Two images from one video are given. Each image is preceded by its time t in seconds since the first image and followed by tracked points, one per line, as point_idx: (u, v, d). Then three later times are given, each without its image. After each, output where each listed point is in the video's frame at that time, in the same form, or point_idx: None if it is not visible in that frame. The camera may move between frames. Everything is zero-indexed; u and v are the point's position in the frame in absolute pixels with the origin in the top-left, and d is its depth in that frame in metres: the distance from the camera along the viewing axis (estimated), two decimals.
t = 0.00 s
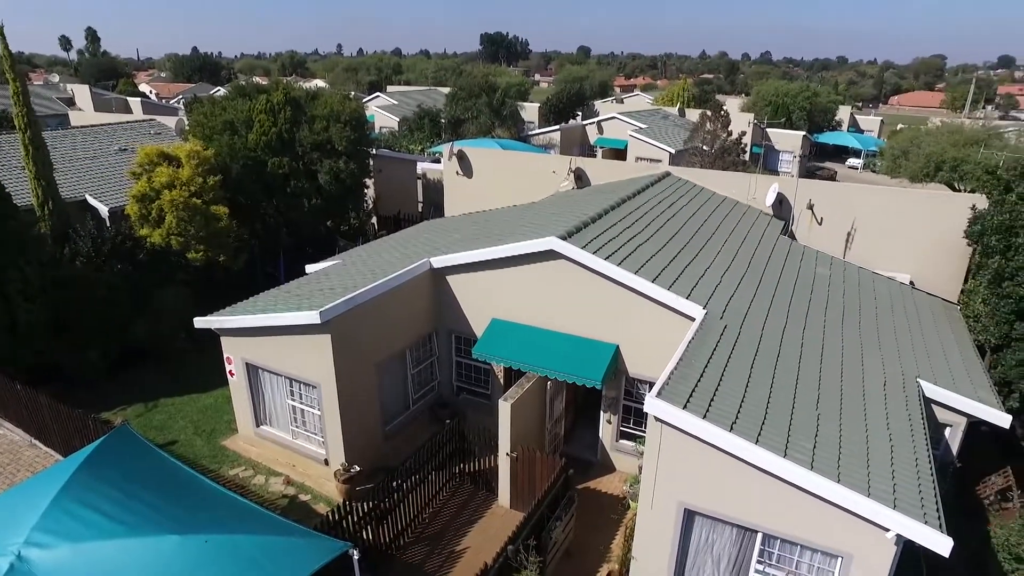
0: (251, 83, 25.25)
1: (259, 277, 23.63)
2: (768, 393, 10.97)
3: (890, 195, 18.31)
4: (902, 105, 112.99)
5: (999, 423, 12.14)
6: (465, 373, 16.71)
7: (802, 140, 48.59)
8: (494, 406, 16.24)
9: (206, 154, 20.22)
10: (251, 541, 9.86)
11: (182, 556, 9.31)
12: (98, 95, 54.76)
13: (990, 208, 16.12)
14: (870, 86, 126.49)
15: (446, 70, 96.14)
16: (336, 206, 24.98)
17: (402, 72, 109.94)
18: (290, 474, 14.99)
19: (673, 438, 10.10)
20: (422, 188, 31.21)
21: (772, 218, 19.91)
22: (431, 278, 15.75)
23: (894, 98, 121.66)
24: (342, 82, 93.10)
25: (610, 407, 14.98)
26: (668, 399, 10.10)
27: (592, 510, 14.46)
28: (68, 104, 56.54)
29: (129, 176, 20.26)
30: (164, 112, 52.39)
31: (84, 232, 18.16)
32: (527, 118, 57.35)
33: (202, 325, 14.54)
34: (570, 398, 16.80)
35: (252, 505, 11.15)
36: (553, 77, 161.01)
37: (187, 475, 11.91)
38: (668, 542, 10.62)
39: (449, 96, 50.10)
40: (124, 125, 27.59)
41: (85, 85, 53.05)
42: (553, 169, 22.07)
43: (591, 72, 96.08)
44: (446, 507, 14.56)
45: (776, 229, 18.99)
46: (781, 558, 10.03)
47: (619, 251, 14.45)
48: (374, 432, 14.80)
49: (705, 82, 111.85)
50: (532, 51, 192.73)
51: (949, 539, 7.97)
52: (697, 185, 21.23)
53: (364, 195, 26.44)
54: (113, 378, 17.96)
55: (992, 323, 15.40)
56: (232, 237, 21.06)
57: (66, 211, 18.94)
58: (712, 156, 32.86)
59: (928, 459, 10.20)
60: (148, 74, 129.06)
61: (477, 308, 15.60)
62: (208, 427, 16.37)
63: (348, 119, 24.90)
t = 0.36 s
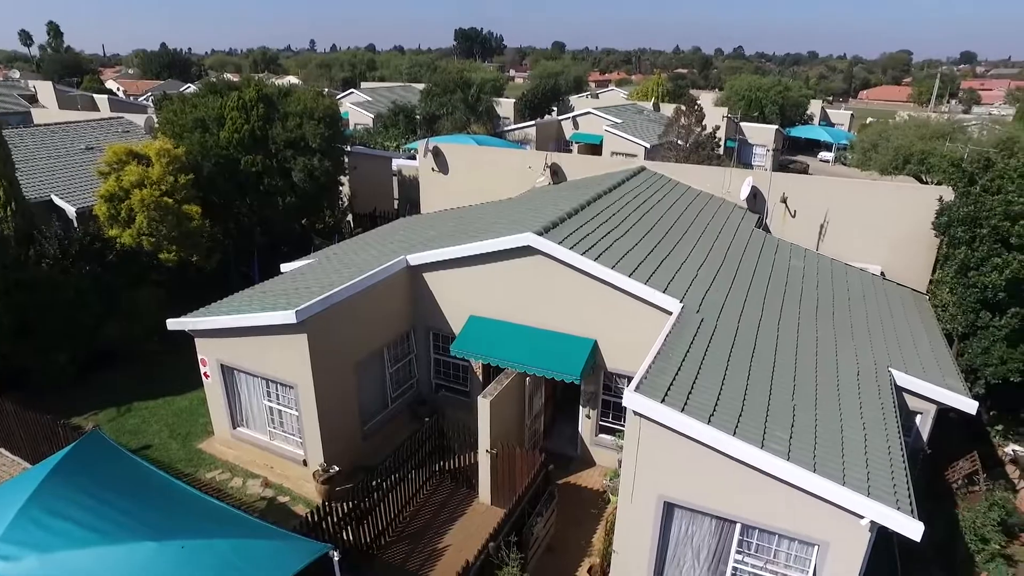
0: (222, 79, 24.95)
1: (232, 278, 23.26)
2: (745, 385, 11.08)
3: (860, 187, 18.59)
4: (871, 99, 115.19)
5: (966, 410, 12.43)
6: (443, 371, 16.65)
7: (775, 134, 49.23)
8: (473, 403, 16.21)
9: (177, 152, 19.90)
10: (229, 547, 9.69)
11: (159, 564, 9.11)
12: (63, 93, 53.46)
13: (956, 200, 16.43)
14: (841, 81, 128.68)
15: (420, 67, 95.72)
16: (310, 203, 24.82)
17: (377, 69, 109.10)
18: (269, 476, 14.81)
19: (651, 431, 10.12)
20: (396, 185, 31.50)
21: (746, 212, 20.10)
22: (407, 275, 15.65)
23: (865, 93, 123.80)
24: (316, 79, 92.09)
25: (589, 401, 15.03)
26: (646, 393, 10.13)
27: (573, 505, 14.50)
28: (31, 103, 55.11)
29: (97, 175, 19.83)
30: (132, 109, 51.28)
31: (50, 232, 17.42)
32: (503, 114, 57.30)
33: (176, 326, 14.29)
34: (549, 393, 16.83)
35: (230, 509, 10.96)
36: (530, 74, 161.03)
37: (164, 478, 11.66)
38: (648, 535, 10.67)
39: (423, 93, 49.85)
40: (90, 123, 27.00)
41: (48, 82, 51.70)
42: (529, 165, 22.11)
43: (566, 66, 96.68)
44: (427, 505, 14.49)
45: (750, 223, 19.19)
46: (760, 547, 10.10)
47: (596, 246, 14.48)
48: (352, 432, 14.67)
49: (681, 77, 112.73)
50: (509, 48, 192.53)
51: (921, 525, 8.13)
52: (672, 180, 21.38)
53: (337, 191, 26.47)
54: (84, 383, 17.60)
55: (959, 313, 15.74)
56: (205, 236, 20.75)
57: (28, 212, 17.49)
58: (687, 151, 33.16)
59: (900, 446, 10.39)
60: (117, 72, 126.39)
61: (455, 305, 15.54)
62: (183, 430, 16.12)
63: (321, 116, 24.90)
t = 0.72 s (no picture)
0: (192, 76, 24.56)
1: (209, 278, 23.13)
2: (722, 378, 11.17)
3: (833, 180, 18.86)
4: (842, 93, 117.18)
5: (937, 397, 12.68)
6: (422, 368, 16.57)
7: (749, 129, 49.80)
8: (453, 401, 16.17)
9: (146, 150, 19.52)
10: (206, 552, 9.51)
11: (132, 572, 8.93)
12: (26, 91, 52.09)
13: (924, 193, 16.98)
14: (813, 76, 130.62)
15: (394, 63, 95.07)
16: (285, 202, 24.55)
17: (352, 66, 108.14)
18: (247, 478, 14.63)
19: (630, 426, 10.15)
20: (372, 182, 31.48)
21: (722, 205, 20.26)
22: (384, 272, 15.53)
23: (837, 88, 125.72)
24: (290, 76, 90.98)
25: (569, 397, 15.03)
26: (625, 387, 10.15)
27: (554, 500, 14.53)
28: None
29: (64, 176, 19.35)
30: (102, 107, 50.26)
31: (13, 233, 16.96)
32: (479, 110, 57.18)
33: (149, 328, 14.02)
34: (528, 389, 16.83)
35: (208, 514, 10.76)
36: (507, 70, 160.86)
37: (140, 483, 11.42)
38: (629, 529, 10.71)
39: (398, 89, 49.55)
40: (55, 121, 26.37)
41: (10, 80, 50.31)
42: (505, 161, 22.07)
43: (541, 61, 96.74)
44: (408, 504, 14.41)
45: (726, 217, 19.37)
46: (739, 538, 10.17)
47: (573, 241, 14.50)
48: (331, 432, 14.52)
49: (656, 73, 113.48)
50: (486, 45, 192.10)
51: (896, 511, 8.29)
52: (648, 175, 21.51)
53: (312, 190, 26.22)
54: (53, 388, 17.24)
55: (929, 303, 16.06)
56: (176, 237, 20.41)
57: None
58: (662, 145, 33.37)
59: (874, 435, 10.57)
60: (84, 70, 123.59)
61: (432, 302, 15.45)
62: (157, 434, 15.86)
63: (295, 113, 24.61)
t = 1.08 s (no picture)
0: (161, 73, 24.11)
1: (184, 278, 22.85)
2: (700, 370, 11.28)
3: (806, 174, 19.12)
4: (815, 88, 118.85)
5: (909, 385, 12.95)
6: (401, 366, 16.51)
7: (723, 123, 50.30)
8: (433, 398, 16.13)
9: (115, 149, 19.22)
10: (183, 557, 9.34)
11: None
12: None
13: (894, 185, 17.29)
14: (786, 71, 132.23)
15: (368, 59, 94.26)
16: (260, 201, 24.17)
17: (326, 62, 107.02)
18: (226, 481, 14.45)
19: (611, 420, 10.19)
20: (349, 179, 30.81)
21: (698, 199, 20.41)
22: (362, 270, 15.42)
23: (809, 82, 127.42)
24: (263, 73, 89.81)
25: (549, 392, 15.07)
26: (605, 381, 10.19)
27: (536, 495, 14.57)
28: None
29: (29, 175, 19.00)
30: (67, 104, 48.97)
31: None
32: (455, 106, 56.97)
33: (121, 331, 13.74)
34: (508, 385, 16.86)
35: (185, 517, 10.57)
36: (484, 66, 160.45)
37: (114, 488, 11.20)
38: (611, 522, 10.77)
39: (373, 85, 49.16)
40: (19, 119, 25.75)
41: None
42: (481, 157, 22.04)
43: (517, 57, 96.56)
44: (390, 503, 14.35)
45: (702, 211, 19.55)
46: (720, 529, 10.28)
47: (551, 237, 14.53)
48: (310, 432, 14.40)
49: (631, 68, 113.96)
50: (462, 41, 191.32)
51: (871, 498, 8.47)
52: (624, 170, 21.61)
53: (287, 188, 25.90)
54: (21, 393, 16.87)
55: (899, 293, 16.38)
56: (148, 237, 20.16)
57: None
58: (638, 140, 33.56)
59: (849, 423, 10.76)
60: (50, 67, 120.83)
61: (411, 300, 15.38)
62: (132, 438, 15.60)
63: (268, 110, 24.36)
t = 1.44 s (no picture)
0: (129, 70, 23.56)
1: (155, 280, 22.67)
2: (679, 363, 11.38)
3: (780, 167, 19.35)
4: (789, 81, 120.21)
5: (882, 373, 13.21)
6: (380, 364, 16.45)
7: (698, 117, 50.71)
8: (413, 396, 16.10)
9: (82, 148, 18.85)
10: (163, 563, 9.19)
11: None
12: None
13: (865, 178, 17.58)
14: (760, 65, 133.50)
15: (342, 55, 93.24)
16: (232, 199, 24.14)
17: (300, 58, 105.55)
18: (205, 484, 14.28)
19: (592, 414, 10.24)
20: (323, 177, 31.13)
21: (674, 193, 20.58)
22: (339, 269, 15.30)
23: (783, 76, 128.80)
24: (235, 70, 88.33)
25: (529, 387, 15.13)
26: (585, 376, 10.23)
27: (518, 490, 14.64)
28: None
29: None
30: (30, 101, 47.66)
31: None
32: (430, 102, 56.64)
33: (93, 334, 13.49)
34: (488, 381, 16.88)
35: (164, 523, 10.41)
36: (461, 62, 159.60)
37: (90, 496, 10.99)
38: (593, 515, 10.84)
39: (347, 81, 48.64)
40: None
41: None
42: (458, 153, 21.97)
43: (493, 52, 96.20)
44: (372, 501, 14.29)
45: (678, 205, 19.71)
46: (700, 519, 10.40)
47: (528, 233, 14.54)
48: (290, 432, 14.27)
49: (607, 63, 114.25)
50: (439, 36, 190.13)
51: (848, 485, 8.63)
52: (601, 165, 21.68)
53: (261, 186, 25.56)
54: None
55: (872, 283, 16.68)
56: (119, 238, 19.70)
57: None
58: (614, 135, 33.71)
59: (825, 412, 10.94)
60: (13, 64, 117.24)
61: (389, 298, 15.30)
62: (105, 443, 15.35)
63: (241, 107, 24.10)
